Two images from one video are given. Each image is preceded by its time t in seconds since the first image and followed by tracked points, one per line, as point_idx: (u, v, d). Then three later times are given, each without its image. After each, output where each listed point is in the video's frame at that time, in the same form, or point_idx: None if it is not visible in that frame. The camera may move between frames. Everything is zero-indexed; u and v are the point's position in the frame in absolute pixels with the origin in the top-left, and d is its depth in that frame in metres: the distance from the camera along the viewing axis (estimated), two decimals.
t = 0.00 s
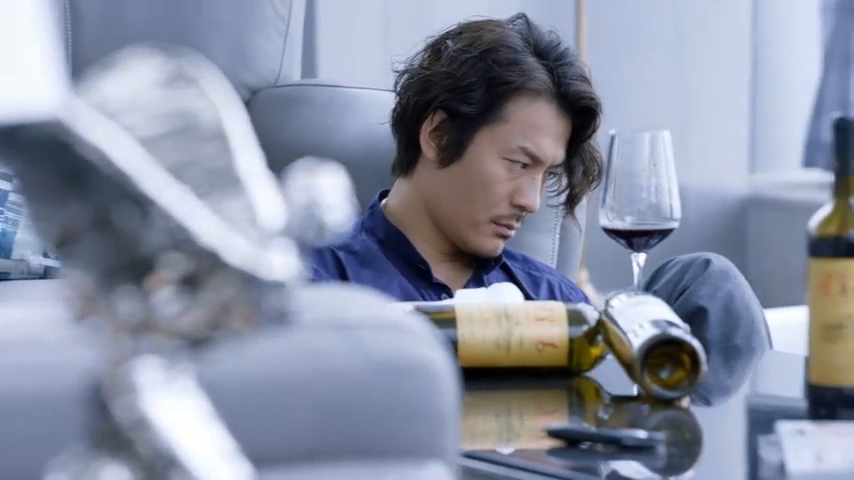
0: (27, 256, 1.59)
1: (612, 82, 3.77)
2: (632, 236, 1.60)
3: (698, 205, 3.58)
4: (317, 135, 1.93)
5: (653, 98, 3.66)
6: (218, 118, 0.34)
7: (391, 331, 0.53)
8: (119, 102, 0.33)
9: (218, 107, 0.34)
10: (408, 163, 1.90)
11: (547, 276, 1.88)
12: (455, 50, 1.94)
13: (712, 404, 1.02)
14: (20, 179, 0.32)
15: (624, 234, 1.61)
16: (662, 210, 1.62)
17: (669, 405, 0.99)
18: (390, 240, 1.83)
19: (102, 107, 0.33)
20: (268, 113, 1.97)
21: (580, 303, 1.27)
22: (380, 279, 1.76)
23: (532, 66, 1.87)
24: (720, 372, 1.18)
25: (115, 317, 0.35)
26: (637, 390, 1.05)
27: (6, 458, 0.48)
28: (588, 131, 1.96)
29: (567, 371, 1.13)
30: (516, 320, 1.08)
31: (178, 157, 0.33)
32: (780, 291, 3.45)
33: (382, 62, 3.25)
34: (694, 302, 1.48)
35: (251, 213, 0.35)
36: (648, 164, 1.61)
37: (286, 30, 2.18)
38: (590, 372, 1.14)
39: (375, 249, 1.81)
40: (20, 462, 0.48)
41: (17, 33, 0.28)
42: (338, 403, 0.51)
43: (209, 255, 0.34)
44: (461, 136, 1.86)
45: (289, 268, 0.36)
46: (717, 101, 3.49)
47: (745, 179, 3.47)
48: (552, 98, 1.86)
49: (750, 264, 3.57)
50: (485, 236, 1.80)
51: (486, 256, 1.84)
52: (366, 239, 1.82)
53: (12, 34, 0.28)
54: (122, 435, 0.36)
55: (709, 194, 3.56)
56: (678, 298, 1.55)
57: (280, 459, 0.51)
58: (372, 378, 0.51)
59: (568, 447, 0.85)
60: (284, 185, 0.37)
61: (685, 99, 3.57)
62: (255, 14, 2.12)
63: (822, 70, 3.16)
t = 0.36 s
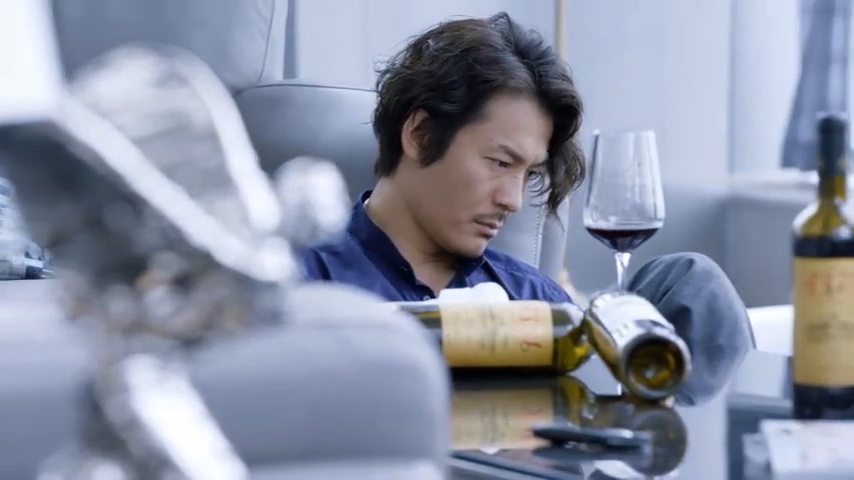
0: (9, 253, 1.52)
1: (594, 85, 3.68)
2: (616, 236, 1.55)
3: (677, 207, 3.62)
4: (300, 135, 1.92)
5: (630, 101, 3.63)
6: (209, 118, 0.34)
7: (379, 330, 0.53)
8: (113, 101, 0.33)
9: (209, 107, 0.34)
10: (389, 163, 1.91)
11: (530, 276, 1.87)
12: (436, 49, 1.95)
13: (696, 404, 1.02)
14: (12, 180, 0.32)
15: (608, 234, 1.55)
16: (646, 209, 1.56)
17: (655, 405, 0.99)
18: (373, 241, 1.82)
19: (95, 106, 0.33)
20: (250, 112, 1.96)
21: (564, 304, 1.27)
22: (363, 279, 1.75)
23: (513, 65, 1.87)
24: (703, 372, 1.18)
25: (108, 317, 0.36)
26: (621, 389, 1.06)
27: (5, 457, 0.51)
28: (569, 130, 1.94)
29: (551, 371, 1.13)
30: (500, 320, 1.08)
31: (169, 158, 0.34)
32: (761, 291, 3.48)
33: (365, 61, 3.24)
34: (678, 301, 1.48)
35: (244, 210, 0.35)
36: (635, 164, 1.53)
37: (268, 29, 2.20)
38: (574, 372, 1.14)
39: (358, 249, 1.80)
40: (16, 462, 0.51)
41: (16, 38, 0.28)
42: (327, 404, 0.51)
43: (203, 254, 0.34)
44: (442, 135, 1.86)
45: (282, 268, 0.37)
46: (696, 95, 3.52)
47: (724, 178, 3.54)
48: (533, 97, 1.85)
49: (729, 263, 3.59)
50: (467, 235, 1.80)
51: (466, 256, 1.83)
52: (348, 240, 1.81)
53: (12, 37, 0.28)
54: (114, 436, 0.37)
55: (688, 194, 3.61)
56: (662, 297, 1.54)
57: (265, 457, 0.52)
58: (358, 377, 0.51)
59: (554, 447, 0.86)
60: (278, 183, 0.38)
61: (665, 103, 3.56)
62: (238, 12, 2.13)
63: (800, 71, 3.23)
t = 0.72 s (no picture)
0: None
1: (575, 86, 3.39)
2: (601, 236, 1.53)
3: (660, 205, 3.53)
4: (282, 134, 1.92)
5: (611, 98, 3.44)
6: (201, 117, 0.35)
7: (370, 331, 0.53)
8: (105, 102, 0.34)
9: (201, 106, 0.35)
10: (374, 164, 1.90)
11: (513, 277, 1.86)
12: (420, 50, 1.94)
13: (680, 404, 1.02)
14: (7, 178, 0.33)
15: (592, 234, 1.54)
16: (631, 209, 1.54)
17: (639, 405, 1.00)
18: (357, 242, 1.82)
19: (87, 105, 0.34)
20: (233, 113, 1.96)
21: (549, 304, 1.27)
22: (346, 279, 1.74)
23: (497, 66, 1.87)
24: (687, 371, 1.18)
25: (100, 316, 0.36)
26: (607, 388, 1.06)
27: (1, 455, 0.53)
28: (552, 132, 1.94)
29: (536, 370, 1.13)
30: (485, 320, 1.08)
31: (161, 158, 0.34)
32: (742, 291, 3.51)
33: (349, 61, 3.23)
34: (662, 302, 1.48)
35: (236, 211, 0.36)
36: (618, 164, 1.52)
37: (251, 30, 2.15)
38: (558, 371, 1.14)
39: (342, 250, 1.79)
40: (11, 461, 0.53)
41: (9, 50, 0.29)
42: (315, 403, 0.52)
43: (194, 254, 0.35)
44: (426, 135, 1.86)
45: (274, 268, 0.37)
46: (677, 96, 3.47)
47: (704, 180, 3.57)
48: (517, 97, 1.85)
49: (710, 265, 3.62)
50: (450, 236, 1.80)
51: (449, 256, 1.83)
52: (333, 240, 1.80)
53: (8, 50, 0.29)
54: (108, 437, 0.37)
55: (669, 194, 3.54)
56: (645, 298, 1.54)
57: (254, 458, 0.53)
58: (347, 377, 0.52)
59: (539, 447, 0.87)
60: (268, 185, 0.38)
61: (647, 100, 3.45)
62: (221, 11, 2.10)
63: (779, 71, 3.36)
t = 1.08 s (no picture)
0: None
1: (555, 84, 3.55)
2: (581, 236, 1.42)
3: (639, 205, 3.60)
4: (265, 134, 1.93)
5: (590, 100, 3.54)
6: (187, 117, 0.36)
7: (358, 331, 0.53)
8: (92, 100, 0.35)
9: (187, 106, 0.36)
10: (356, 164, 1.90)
11: (495, 277, 1.87)
12: (402, 50, 1.93)
13: (661, 403, 1.02)
14: None
15: (574, 234, 1.42)
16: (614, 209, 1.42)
17: (622, 404, 1.00)
18: (338, 241, 1.82)
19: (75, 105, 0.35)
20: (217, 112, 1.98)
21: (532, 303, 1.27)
22: (329, 279, 1.74)
23: (479, 65, 1.87)
24: (668, 371, 1.19)
25: (88, 317, 0.36)
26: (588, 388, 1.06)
27: None
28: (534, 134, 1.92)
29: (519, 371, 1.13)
30: (467, 320, 1.09)
31: (149, 157, 0.35)
32: (722, 291, 3.52)
33: (329, 63, 3.24)
34: (644, 300, 1.50)
35: (224, 210, 0.37)
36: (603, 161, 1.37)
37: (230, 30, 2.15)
38: (541, 372, 1.14)
39: (325, 250, 1.79)
40: None
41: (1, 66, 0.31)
42: (301, 401, 0.52)
43: (182, 254, 0.36)
44: (408, 135, 1.86)
45: (262, 269, 0.38)
46: (657, 95, 3.53)
47: (682, 179, 3.61)
48: (499, 97, 1.85)
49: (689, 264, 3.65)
50: (432, 236, 1.80)
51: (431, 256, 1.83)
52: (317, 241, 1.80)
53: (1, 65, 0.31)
54: (96, 436, 0.38)
55: (649, 194, 3.61)
56: (627, 297, 1.55)
57: (242, 457, 0.52)
58: (331, 377, 0.52)
59: (523, 447, 0.88)
60: (257, 184, 0.39)
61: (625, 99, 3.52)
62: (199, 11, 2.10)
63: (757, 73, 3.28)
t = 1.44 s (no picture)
0: None
1: (540, 88, 3.56)
2: (567, 236, 1.40)
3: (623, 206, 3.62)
4: (249, 135, 1.93)
5: (573, 100, 3.55)
6: (175, 116, 0.38)
7: (342, 330, 0.51)
8: (80, 100, 0.37)
9: (174, 106, 0.38)
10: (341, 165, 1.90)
11: (480, 276, 1.86)
12: (388, 50, 1.92)
13: (646, 403, 1.03)
14: None
15: (560, 234, 1.40)
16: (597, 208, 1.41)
17: (606, 404, 1.01)
18: (325, 240, 1.81)
19: (63, 107, 0.37)
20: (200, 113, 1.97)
21: (515, 303, 1.27)
22: (315, 277, 1.74)
23: (464, 66, 1.87)
24: (652, 371, 1.19)
25: (77, 317, 0.39)
26: (573, 388, 1.06)
27: None
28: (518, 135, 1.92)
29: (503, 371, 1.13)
30: (452, 320, 1.09)
31: (139, 156, 0.38)
32: (705, 291, 3.53)
33: (312, 64, 3.25)
34: (628, 300, 1.50)
35: (212, 210, 0.39)
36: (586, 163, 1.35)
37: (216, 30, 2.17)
38: (525, 372, 1.14)
39: (312, 250, 1.78)
40: None
41: None
42: (287, 400, 0.50)
43: (171, 255, 0.38)
44: (394, 135, 1.85)
45: (250, 267, 0.41)
46: (640, 91, 3.55)
47: (665, 179, 3.62)
48: (486, 98, 1.85)
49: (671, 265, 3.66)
50: (417, 236, 1.79)
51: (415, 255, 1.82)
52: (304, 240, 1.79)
53: None
54: (83, 436, 0.39)
55: (630, 195, 3.63)
56: (611, 297, 1.55)
57: (227, 459, 0.50)
58: (319, 376, 0.50)
59: (508, 447, 0.88)
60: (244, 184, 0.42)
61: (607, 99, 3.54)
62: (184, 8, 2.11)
63: (739, 72, 3.30)
